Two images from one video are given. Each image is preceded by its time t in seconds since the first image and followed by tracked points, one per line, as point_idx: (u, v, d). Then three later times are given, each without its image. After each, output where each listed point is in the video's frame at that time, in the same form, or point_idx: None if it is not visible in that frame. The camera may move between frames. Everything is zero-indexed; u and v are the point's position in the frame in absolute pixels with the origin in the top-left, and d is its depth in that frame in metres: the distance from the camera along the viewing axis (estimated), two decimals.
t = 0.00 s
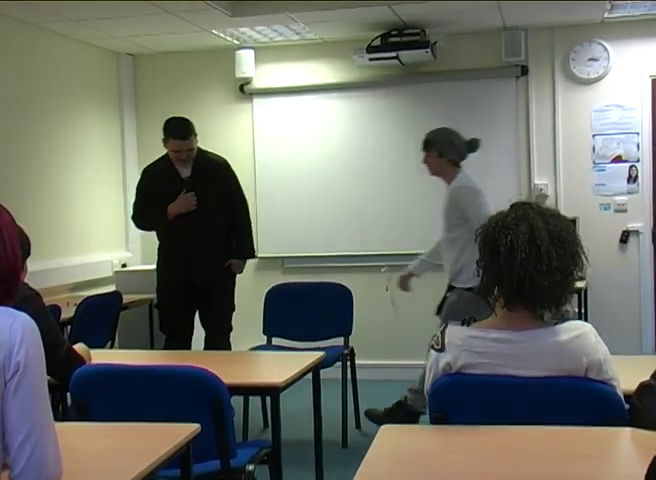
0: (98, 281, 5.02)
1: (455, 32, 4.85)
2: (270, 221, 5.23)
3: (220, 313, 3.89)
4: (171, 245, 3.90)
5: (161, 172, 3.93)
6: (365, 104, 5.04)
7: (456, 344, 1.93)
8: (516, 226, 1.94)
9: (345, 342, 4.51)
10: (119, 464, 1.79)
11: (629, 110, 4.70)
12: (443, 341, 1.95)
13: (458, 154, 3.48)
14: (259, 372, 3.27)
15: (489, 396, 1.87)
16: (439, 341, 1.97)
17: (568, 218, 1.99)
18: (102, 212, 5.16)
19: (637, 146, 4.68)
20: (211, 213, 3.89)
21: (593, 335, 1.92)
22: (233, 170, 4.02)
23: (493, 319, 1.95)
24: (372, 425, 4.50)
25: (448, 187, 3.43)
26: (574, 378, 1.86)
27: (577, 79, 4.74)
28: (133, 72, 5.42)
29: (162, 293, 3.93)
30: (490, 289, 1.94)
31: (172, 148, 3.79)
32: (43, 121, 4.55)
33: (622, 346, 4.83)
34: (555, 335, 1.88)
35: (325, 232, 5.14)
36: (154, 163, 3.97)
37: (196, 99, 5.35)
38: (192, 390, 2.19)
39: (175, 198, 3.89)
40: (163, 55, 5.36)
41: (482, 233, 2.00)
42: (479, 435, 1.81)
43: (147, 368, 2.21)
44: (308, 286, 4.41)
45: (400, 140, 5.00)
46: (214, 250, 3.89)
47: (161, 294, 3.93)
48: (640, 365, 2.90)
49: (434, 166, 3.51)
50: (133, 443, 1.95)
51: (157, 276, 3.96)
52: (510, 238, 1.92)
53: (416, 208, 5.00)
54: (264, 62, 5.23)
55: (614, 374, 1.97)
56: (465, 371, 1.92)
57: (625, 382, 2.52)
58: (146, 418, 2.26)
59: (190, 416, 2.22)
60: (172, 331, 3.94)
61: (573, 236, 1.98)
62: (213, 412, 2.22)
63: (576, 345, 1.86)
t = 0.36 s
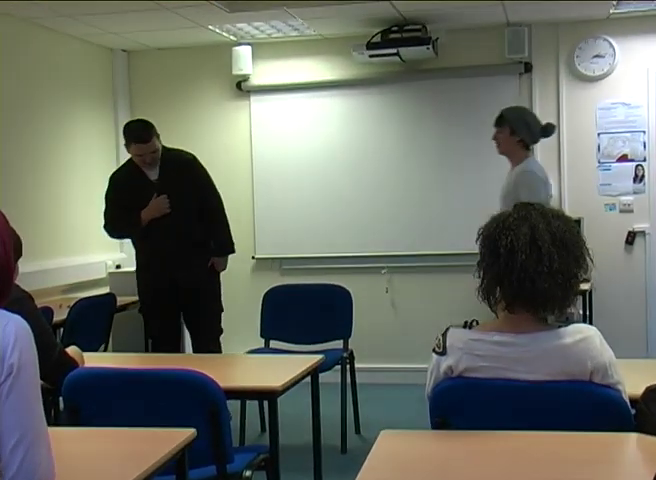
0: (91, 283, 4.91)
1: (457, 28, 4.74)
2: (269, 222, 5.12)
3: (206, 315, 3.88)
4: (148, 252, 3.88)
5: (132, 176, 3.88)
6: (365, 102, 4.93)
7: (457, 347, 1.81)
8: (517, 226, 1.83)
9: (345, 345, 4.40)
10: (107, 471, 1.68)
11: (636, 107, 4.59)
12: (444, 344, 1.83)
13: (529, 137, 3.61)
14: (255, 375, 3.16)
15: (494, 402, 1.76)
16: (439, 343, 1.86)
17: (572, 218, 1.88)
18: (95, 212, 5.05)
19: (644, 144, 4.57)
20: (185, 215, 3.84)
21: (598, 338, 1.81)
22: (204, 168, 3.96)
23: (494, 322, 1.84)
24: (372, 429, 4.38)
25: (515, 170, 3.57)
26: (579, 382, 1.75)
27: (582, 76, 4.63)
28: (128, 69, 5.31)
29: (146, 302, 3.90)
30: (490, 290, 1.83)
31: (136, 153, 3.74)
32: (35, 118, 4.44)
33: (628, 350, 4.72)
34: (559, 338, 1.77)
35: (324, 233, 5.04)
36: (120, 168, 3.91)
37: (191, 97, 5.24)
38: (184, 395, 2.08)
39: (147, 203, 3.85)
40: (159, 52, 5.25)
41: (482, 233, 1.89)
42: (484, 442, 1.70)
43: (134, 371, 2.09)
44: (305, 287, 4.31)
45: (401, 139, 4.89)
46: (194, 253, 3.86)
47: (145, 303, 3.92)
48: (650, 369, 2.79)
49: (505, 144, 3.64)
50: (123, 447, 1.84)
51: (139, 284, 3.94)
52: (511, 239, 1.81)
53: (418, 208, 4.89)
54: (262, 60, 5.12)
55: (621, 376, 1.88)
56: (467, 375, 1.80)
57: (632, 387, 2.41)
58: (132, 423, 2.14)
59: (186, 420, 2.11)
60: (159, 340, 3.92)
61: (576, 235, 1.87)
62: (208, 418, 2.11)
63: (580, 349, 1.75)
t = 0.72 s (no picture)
0: (90, 283, 4.90)
1: (456, 28, 4.74)
2: (268, 222, 5.12)
3: (199, 314, 3.92)
4: (140, 254, 3.89)
5: (124, 176, 3.87)
6: (364, 102, 4.93)
7: (456, 348, 1.81)
8: (517, 228, 1.82)
9: (344, 346, 4.40)
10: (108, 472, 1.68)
11: (635, 108, 4.58)
12: (443, 345, 1.83)
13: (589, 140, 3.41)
14: (254, 376, 3.16)
15: (493, 402, 1.76)
16: (438, 344, 1.86)
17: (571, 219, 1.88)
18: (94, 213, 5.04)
19: (642, 145, 4.57)
20: (178, 215, 3.87)
21: (597, 339, 1.81)
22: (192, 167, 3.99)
23: (494, 323, 1.84)
24: (371, 430, 4.38)
25: (580, 174, 3.40)
26: (578, 382, 1.75)
27: (582, 77, 4.63)
28: (127, 70, 5.30)
29: (140, 303, 3.92)
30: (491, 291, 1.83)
31: (129, 150, 3.74)
32: (33, 119, 4.43)
33: (627, 351, 4.71)
34: (558, 338, 1.76)
35: (323, 233, 5.04)
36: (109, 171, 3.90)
37: (189, 99, 5.24)
38: (183, 396, 2.08)
39: (139, 204, 3.86)
40: (158, 53, 5.25)
41: (482, 235, 1.89)
42: (483, 442, 1.70)
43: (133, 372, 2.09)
44: (305, 288, 4.31)
45: (400, 139, 4.89)
46: (187, 252, 3.90)
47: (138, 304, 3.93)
48: (649, 371, 2.78)
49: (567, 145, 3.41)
50: (124, 448, 1.84)
51: (131, 286, 3.95)
52: (512, 241, 1.80)
53: (417, 209, 4.89)
54: (260, 60, 5.12)
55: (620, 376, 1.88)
56: (466, 375, 1.80)
57: (633, 387, 2.40)
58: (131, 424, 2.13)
59: (185, 421, 2.11)
60: (153, 340, 3.95)
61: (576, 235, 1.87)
62: (207, 420, 2.11)
63: (579, 349, 1.75)
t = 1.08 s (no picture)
0: (56, 285, 4.86)
1: (423, 30, 4.76)
2: (236, 223, 5.11)
3: (165, 315, 3.92)
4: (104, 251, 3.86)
5: (92, 175, 3.84)
6: (332, 103, 4.93)
7: (423, 348, 1.81)
8: (480, 228, 1.83)
9: (312, 347, 4.39)
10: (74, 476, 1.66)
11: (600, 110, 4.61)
12: (411, 345, 1.84)
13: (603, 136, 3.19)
14: (221, 377, 3.16)
15: (460, 402, 1.77)
16: (405, 345, 1.86)
17: (536, 220, 1.88)
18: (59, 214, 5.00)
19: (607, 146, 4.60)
20: (147, 214, 3.86)
21: (562, 339, 1.82)
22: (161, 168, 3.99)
23: (461, 323, 1.85)
24: (339, 431, 4.38)
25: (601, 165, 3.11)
26: (543, 382, 1.76)
27: (547, 79, 4.66)
28: (94, 70, 5.27)
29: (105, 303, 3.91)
30: (456, 290, 1.83)
31: (102, 143, 3.73)
32: None
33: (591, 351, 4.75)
34: (523, 338, 1.78)
35: (291, 235, 5.04)
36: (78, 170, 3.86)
37: (156, 99, 5.21)
38: (151, 398, 2.07)
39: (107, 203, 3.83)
40: (125, 53, 5.22)
41: (445, 236, 1.89)
42: (449, 442, 1.71)
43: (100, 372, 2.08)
44: (274, 289, 4.30)
45: (367, 140, 4.90)
46: (154, 251, 3.88)
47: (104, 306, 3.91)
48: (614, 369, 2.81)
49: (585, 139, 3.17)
50: (89, 452, 1.83)
51: (96, 286, 3.92)
52: (474, 242, 1.81)
53: (384, 209, 4.90)
54: (228, 61, 5.11)
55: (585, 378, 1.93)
56: (433, 375, 1.81)
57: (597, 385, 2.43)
58: (97, 426, 2.12)
59: (152, 423, 2.10)
60: (120, 342, 3.94)
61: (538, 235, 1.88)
62: (175, 423, 2.10)
63: (544, 349, 1.77)
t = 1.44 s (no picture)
0: (35, 287, 4.83)
1: (403, 31, 4.77)
2: (216, 224, 5.10)
3: (143, 315, 3.92)
4: (80, 253, 3.85)
5: (73, 172, 3.83)
6: (312, 104, 4.93)
7: (404, 349, 1.81)
8: (451, 231, 1.84)
9: (293, 348, 4.39)
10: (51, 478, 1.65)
11: (578, 111, 4.64)
12: (391, 346, 1.84)
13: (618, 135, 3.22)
14: (201, 378, 3.15)
15: (441, 402, 1.77)
16: (386, 345, 1.86)
17: (511, 220, 1.89)
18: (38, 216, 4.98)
19: (586, 148, 4.63)
20: (126, 216, 3.88)
21: (542, 338, 1.82)
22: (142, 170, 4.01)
23: (441, 324, 1.84)
24: (320, 432, 4.39)
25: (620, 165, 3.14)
26: (523, 382, 1.76)
27: (527, 81, 4.68)
28: (73, 70, 5.24)
29: (82, 303, 3.87)
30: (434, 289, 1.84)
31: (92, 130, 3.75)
32: None
33: (570, 352, 4.78)
34: (503, 337, 1.77)
35: (271, 235, 5.04)
36: (58, 169, 3.86)
37: (136, 100, 5.20)
38: (129, 400, 2.06)
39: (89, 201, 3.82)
40: (105, 53, 5.20)
41: (419, 239, 1.90)
42: (428, 442, 1.71)
43: (79, 374, 2.06)
44: (255, 290, 4.29)
45: (347, 141, 4.90)
46: (133, 252, 3.89)
47: (82, 308, 3.89)
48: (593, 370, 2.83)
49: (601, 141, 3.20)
50: (67, 453, 1.81)
51: (72, 287, 3.90)
52: (445, 244, 1.82)
53: (364, 210, 4.91)
54: (208, 62, 5.10)
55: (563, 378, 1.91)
56: (413, 376, 1.80)
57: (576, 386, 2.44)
58: (77, 428, 2.11)
59: (133, 425, 2.09)
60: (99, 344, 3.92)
61: (514, 235, 1.87)
62: (155, 425, 2.09)
63: (524, 349, 1.76)
